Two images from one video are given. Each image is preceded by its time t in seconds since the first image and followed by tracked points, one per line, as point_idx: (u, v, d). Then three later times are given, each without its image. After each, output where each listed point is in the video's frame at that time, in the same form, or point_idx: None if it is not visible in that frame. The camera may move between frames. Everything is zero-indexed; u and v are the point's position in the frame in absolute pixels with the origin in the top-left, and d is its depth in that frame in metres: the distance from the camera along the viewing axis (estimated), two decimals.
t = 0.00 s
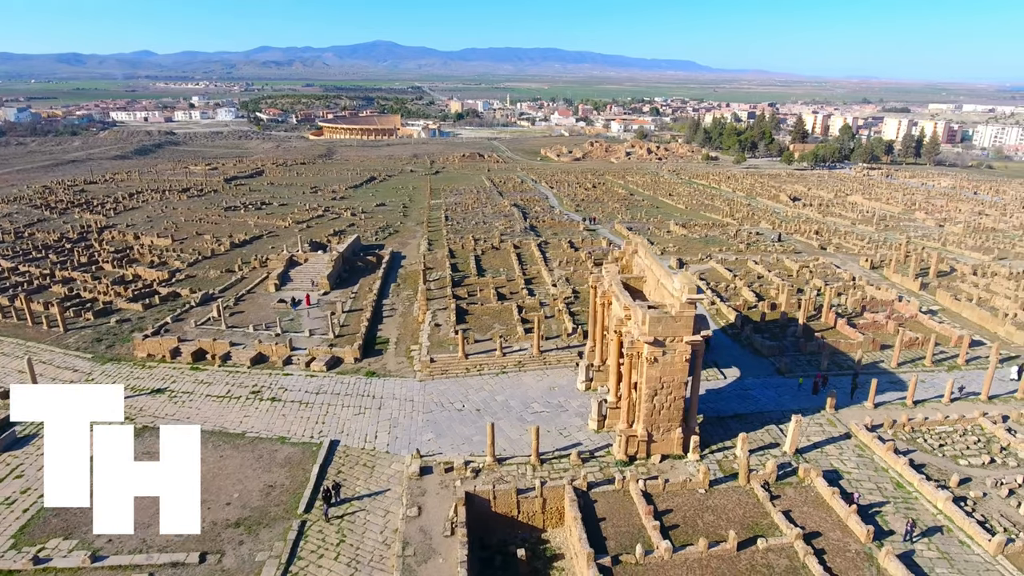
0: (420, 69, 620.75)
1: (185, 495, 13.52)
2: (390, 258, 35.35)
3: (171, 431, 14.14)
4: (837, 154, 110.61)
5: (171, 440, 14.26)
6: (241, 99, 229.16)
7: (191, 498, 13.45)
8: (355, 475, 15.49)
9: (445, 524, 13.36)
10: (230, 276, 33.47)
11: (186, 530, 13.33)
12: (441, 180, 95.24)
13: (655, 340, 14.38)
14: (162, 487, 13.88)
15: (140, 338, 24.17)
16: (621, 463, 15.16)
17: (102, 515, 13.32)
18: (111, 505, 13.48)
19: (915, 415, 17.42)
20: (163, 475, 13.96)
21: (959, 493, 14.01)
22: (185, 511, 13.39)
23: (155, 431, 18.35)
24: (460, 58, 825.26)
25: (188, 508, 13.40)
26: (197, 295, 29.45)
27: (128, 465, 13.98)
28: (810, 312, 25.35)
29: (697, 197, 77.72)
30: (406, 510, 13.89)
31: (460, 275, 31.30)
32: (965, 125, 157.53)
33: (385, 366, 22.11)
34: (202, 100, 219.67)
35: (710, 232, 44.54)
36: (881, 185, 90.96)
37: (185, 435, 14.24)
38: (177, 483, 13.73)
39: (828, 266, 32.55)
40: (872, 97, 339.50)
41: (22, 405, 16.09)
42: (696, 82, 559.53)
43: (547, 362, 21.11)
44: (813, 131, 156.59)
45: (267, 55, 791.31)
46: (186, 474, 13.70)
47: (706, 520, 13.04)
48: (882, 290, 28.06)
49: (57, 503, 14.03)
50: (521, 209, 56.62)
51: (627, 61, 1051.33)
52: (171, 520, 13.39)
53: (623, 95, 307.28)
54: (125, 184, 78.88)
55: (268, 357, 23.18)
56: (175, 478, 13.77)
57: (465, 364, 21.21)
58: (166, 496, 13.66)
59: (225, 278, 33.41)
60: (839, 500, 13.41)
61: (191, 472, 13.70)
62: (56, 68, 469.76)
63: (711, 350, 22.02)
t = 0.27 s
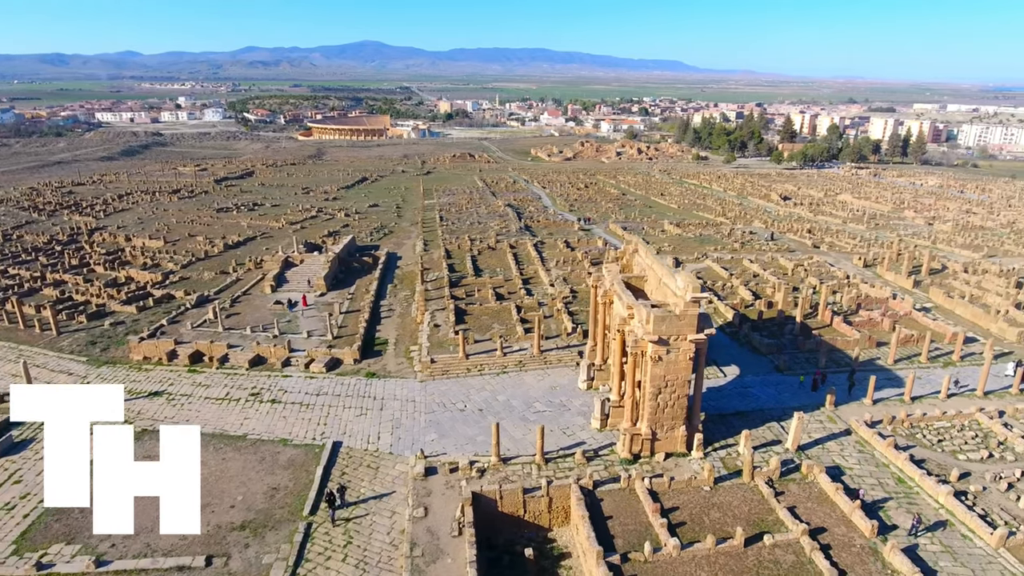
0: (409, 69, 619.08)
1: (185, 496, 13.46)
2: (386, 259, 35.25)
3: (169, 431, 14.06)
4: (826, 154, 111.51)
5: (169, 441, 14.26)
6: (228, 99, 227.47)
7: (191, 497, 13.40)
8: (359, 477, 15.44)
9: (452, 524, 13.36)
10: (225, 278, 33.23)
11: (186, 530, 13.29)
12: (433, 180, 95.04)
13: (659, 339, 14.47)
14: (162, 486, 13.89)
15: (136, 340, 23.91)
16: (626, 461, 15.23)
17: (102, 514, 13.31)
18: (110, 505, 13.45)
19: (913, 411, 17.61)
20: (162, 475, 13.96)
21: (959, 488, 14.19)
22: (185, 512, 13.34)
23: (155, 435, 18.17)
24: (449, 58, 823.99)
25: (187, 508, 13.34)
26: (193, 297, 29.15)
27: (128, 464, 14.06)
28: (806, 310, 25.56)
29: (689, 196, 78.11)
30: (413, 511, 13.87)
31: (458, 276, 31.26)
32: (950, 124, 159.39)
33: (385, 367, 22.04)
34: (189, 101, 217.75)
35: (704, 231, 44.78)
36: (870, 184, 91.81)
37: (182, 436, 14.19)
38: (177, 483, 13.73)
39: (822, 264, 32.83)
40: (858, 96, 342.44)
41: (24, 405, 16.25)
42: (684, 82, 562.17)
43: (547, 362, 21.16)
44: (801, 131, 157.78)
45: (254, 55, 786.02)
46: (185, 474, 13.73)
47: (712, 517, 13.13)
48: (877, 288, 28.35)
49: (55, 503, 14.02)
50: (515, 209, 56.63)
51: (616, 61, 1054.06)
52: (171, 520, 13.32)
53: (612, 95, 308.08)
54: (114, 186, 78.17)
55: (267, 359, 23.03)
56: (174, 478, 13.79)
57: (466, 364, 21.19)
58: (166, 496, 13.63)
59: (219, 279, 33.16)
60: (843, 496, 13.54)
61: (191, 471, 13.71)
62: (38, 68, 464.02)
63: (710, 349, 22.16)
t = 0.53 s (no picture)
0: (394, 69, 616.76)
1: (185, 495, 13.87)
2: (379, 259, 35.10)
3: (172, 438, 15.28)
4: (811, 153, 112.62)
5: (172, 444, 15.27)
6: (212, 100, 225.21)
7: (191, 497, 13.80)
8: (361, 478, 15.37)
9: (457, 524, 13.33)
10: (216, 280, 32.90)
11: (187, 530, 13.38)
12: (422, 180, 94.74)
13: (661, 338, 14.55)
14: (162, 487, 14.21)
15: (128, 344, 23.59)
16: (628, 459, 15.31)
17: (102, 515, 13.38)
18: (111, 505, 13.63)
19: (908, 406, 17.86)
20: (162, 476, 14.35)
21: (955, 481, 14.40)
22: (185, 511, 13.65)
23: (151, 439, 17.95)
24: (434, 58, 821.67)
25: (188, 507, 13.67)
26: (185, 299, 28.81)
27: (129, 464, 14.56)
28: (799, 307, 25.83)
29: (677, 196, 78.53)
30: (417, 512, 13.82)
31: (452, 276, 31.22)
32: (930, 123, 161.74)
33: (382, 368, 21.95)
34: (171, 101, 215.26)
35: (695, 230, 45.06)
36: (855, 182, 92.86)
37: (186, 440, 15.50)
38: (177, 483, 14.13)
39: (813, 262, 33.20)
40: (840, 96, 346.11)
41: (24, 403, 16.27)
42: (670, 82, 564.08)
43: (545, 361, 21.20)
44: (786, 130, 159.30)
45: (238, 55, 778.61)
46: (186, 475, 14.13)
47: (716, 513, 13.23)
48: (867, 285, 28.72)
49: (54, 503, 14.13)
50: (506, 210, 56.61)
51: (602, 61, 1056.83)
52: (171, 519, 13.53)
53: (598, 95, 308.92)
54: (98, 187, 77.07)
55: (262, 361, 22.83)
56: (175, 479, 14.17)
57: (464, 364, 21.18)
58: (166, 496, 14.02)
59: (211, 281, 32.82)
60: (843, 490, 13.72)
61: (192, 472, 14.16)
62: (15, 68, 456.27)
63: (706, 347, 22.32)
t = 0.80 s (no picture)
0: (378, 69, 614.39)
1: (185, 496, 13.46)
2: (371, 260, 34.93)
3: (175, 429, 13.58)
4: (795, 152, 113.93)
5: (173, 439, 13.97)
6: (194, 100, 222.79)
7: (191, 499, 13.40)
8: (362, 480, 15.29)
9: (461, 524, 13.31)
10: (206, 282, 32.52)
11: (186, 530, 13.33)
12: (410, 181, 94.43)
13: (661, 335, 14.65)
14: (162, 486, 13.80)
15: (119, 347, 23.25)
16: (628, 457, 15.40)
17: (102, 515, 13.28)
18: (110, 505, 13.44)
19: (901, 401, 18.13)
20: (162, 475, 13.87)
21: (951, 474, 14.63)
22: (185, 512, 13.37)
23: (147, 443, 17.73)
24: (420, 58, 819.35)
25: (188, 508, 13.36)
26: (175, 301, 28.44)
27: (129, 465, 13.97)
28: (791, 305, 26.12)
29: (665, 195, 79.05)
30: (420, 512, 13.80)
31: (445, 276, 31.17)
32: (910, 122, 164.31)
33: (379, 369, 21.86)
34: (152, 102, 212.62)
35: (685, 229, 45.40)
36: (839, 181, 94.05)
37: (187, 433, 13.86)
38: (177, 483, 13.68)
39: (802, 260, 33.60)
40: (822, 96, 350.37)
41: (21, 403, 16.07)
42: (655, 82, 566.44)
43: (542, 360, 21.24)
44: (769, 130, 160.97)
45: (220, 55, 770.80)
46: (186, 475, 13.63)
47: (719, 509, 13.34)
48: (857, 282, 29.12)
49: (54, 503, 14.04)
50: (496, 210, 56.59)
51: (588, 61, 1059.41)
52: (171, 520, 13.34)
53: (583, 95, 310.05)
54: (81, 189, 75.82)
55: (256, 364, 22.61)
56: (174, 479, 13.71)
57: (461, 364, 21.16)
58: (167, 496, 13.59)
59: (201, 283, 32.46)
60: (842, 484, 13.89)
61: (192, 473, 13.62)
62: None
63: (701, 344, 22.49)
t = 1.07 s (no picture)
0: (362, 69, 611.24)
1: (185, 497, 13.35)
2: (363, 261, 34.76)
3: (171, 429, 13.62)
4: (780, 151, 115.14)
5: (170, 440, 14.06)
6: (176, 100, 220.20)
7: (191, 499, 13.30)
8: (364, 481, 15.23)
9: (466, 524, 13.31)
10: (197, 284, 32.14)
11: (186, 530, 13.26)
12: (398, 181, 94.05)
13: (662, 334, 14.75)
14: (162, 486, 13.66)
15: (110, 351, 22.90)
16: (630, 455, 15.48)
17: (101, 515, 13.25)
18: (110, 505, 13.35)
19: (895, 396, 18.41)
20: (162, 475, 13.73)
21: (947, 467, 14.88)
22: (185, 512, 13.29)
23: (142, 449, 17.50)
24: (404, 58, 816.41)
25: (187, 508, 13.28)
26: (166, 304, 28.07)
27: (128, 465, 13.71)
28: (784, 302, 26.40)
29: (653, 194, 79.50)
30: (424, 513, 13.77)
31: (439, 276, 31.09)
32: (891, 122, 166.62)
33: (376, 370, 21.76)
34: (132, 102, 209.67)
35: (675, 228, 45.70)
36: (823, 180, 95.19)
37: (185, 432, 13.90)
38: (177, 483, 13.53)
39: (792, 258, 33.98)
40: (804, 96, 354.18)
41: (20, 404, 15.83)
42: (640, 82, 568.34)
43: (540, 360, 21.26)
44: (754, 129, 162.36)
45: (202, 55, 762.39)
46: (187, 476, 13.43)
47: (722, 504, 13.45)
48: (847, 280, 29.51)
49: (54, 503, 14.03)
50: (486, 210, 56.55)
51: (572, 61, 1059.82)
52: (171, 520, 13.29)
53: (568, 95, 310.91)
54: (62, 191, 74.50)
55: (251, 366, 22.39)
56: (174, 479, 13.55)
57: (459, 365, 21.13)
58: (166, 496, 13.50)
59: (191, 286, 32.07)
60: (841, 479, 14.08)
61: (192, 473, 13.43)
62: None
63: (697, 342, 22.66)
